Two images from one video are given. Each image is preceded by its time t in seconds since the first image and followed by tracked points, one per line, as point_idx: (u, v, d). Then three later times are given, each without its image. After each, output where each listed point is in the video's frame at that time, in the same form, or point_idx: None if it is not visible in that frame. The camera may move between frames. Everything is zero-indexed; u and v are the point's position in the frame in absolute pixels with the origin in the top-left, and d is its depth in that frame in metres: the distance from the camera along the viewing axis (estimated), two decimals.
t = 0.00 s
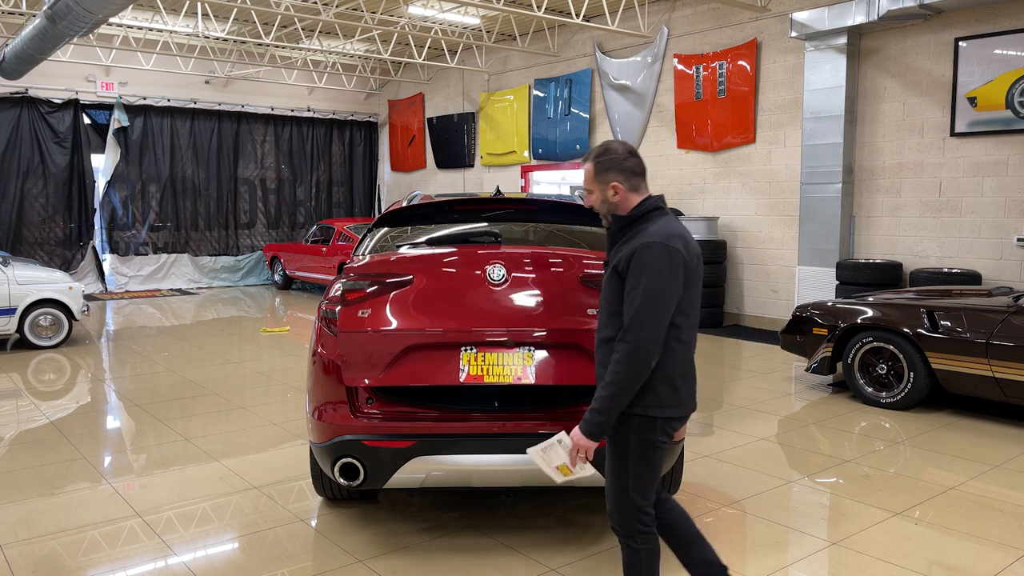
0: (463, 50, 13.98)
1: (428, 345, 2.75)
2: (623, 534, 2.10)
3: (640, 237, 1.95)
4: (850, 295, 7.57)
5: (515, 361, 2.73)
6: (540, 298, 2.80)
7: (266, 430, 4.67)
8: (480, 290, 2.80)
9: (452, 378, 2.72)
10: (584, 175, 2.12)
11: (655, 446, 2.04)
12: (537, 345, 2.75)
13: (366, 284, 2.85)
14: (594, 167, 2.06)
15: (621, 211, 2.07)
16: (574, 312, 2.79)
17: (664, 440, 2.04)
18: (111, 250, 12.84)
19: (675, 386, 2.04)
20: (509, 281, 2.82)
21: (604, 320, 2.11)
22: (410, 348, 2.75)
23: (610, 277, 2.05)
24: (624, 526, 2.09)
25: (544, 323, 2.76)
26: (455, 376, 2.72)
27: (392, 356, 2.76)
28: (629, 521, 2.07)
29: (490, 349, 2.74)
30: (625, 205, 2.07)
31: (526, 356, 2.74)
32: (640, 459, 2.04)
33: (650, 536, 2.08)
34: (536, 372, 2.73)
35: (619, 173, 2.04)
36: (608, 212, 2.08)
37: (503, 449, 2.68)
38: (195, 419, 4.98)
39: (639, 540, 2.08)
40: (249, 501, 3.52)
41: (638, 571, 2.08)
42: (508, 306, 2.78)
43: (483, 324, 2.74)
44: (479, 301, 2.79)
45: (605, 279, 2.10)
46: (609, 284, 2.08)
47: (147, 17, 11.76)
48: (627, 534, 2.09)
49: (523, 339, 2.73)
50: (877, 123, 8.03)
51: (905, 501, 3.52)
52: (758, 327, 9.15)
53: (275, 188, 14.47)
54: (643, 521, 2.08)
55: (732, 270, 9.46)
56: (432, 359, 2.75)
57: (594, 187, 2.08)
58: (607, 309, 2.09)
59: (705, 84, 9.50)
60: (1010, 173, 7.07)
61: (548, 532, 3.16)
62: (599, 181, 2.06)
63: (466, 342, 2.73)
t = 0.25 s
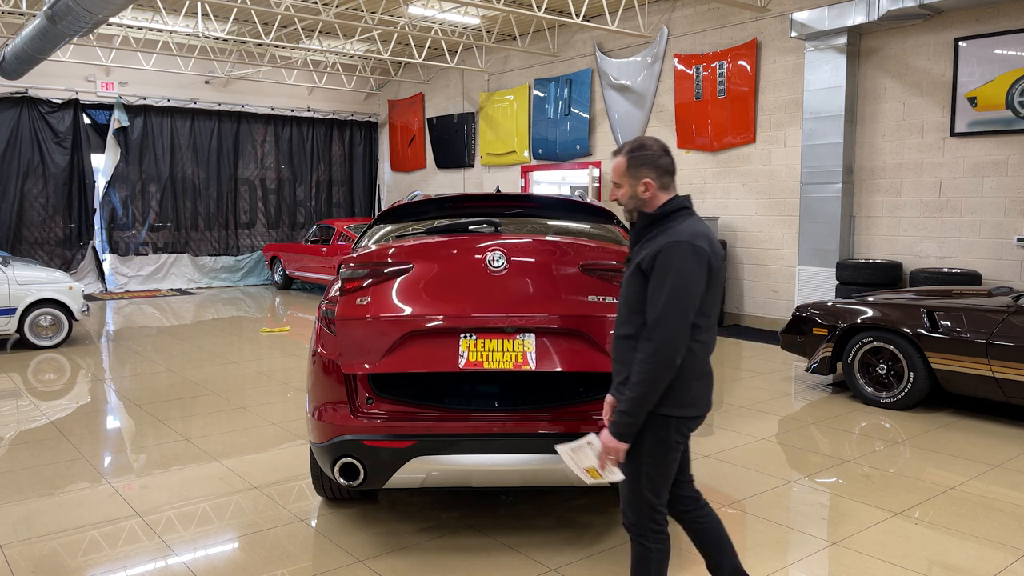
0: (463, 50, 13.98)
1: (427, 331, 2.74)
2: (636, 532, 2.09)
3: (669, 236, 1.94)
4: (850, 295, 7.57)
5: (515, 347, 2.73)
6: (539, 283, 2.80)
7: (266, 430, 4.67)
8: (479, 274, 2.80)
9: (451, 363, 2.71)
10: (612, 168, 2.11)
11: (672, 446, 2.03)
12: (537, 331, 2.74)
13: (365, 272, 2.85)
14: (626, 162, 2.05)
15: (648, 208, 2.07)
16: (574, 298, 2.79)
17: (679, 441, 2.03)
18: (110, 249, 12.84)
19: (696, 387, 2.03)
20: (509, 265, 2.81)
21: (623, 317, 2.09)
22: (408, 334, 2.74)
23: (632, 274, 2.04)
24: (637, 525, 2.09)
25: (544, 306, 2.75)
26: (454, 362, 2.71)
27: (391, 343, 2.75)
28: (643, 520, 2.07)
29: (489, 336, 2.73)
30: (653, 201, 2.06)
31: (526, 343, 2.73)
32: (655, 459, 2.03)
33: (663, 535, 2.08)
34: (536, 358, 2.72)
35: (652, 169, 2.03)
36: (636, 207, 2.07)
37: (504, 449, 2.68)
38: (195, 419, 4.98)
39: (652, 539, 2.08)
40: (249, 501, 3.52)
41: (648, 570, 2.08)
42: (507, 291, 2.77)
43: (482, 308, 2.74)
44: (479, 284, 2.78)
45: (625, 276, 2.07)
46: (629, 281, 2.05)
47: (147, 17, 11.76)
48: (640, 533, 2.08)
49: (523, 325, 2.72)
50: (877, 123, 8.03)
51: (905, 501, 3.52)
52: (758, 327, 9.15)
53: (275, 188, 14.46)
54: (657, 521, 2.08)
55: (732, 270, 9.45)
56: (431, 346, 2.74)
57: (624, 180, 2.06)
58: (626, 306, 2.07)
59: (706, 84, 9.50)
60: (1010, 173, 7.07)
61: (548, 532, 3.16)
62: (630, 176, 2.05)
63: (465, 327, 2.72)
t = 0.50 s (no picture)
0: (463, 50, 13.98)
1: (427, 314, 2.74)
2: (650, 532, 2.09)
3: (713, 236, 1.93)
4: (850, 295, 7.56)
5: (516, 330, 2.74)
6: (539, 268, 2.82)
7: (266, 430, 4.67)
8: (479, 258, 2.83)
9: (452, 346, 2.72)
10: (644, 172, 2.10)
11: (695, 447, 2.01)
12: (538, 316, 2.74)
13: (364, 260, 2.91)
14: (664, 163, 2.04)
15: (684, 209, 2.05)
16: (573, 283, 2.82)
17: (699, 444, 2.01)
18: (111, 249, 12.84)
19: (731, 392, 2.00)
20: (509, 250, 2.84)
21: (664, 321, 2.05)
22: (409, 317, 2.75)
23: (674, 276, 2.01)
24: (651, 524, 2.08)
25: (544, 290, 2.78)
26: (453, 345, 2.72)
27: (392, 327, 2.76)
28: (656, 520, 2.07)
29: (489, 320, 2.74)
30: (688, 202, 2.06)
31: (526, 326, 2.74)
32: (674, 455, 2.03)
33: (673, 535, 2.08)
34: (536, 343, 2.72)
35: (689, 170, 2.04)
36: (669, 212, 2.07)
37: (505, 449, 2.68)
38: (195, 419, 4.97)
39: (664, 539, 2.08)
40: (249, 501, 3.52)
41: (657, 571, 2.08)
42: (507, 276, 2.79)
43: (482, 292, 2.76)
44: (480, 267, 2.81)
45: (664, 279, 2.04)
46: (670, 284, 2.02)
47: (147, 17, 11.77)
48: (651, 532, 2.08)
49: (524, 309, 2.73)
50: (877, 123, 8.03)
51: (905, 501, 3.52)
52: (758, 326, 9.15)
53: (275, 188, 14.46)
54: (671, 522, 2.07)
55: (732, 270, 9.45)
56: (432, 329, 2.74)
57: (660, 182, 2.05)
58: (668, 310, 2.03)
59: (706, 84, 9.50)
60: (1010, 173, 7.07)
61: (549, 532, 3.16)
62: (667, 177, 2.04)
63: (464, 311, 2.72)
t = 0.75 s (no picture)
0: (463, 50, 13.98)
1: (427, 300, 2.73)
2: (675, 534, 2.05)
3: (752, 232, 1.95)
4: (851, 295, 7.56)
5: (515, 316, 2.72)
6: (538, 256, 2.79)
7: (266, 430, 4.67)
8: (478, 246, 2.79)
9: (450, 332, 2.70)
10: (673, 167, 2.10)
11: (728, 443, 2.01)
12: (538, 302, 2.73)
13: (363, 248, 2.89)
14: (701, 155, 2.06)
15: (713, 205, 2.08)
16: (574, 270, 2.79)
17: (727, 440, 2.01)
18: (110, 249, 12.84)
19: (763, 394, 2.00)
20: (509, 237, 2.81)
21: (701, 319, 2.06)
22: (408, 303, 2.73)
23: (711, 273, 2.02)
24: (678, 526, 2.04)
25: (544, 276, 2.75)
26: (452, 331, 2.70)
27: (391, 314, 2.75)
28: (682, 521, 2.03)
29: (489, 306, 2.73)
30: (717, 196, 2.09)
31: (525, 312, 2.72)
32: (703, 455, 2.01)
33: (695, 538, 2.04)
34: (536, 330, 2.71)
35: (721, 161, 2.07)
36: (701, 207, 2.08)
37: (505, 449, 2.68)
38: (195, 420, 4.97)
39: (687, 540, 2.04)
40: (249, 501, 3.52)
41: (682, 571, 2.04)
42: (507, 262, 2.77)
43: (481, 279, 2.73)
44: (480, 255, 2.78)
45: (699, 277, 2.05)
46: (707, 282, 2.03)
47: (147, 17, 11.77)
48: (678, 534, 2.04)
49: (523, 294, 2.71)
50: (877, 123, 8.03)
51: (905, 501, 3.52)
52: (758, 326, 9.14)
53: (275, 188, 14.47)
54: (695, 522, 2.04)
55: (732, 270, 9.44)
56: (431, 316, 2.73)
57: (696, 173, 2.06)
58: (706, 308, 2.04)
59: (706, 84, 9.50)
60: (1010, 173, 7.07)
61: (549, 532, 3.16)
62: (703, 168, 2.06)
63: (462, 297, 2.71)
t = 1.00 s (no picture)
0: (463, 50, 13.98)
1: (427, 284, 2.72)
2: (735, 545, 2.04)
3: (779, 232, 1.96)
4: (851, 295, 7.56)
5: (516, 299, 2.72)
6: (538, 241, 2.77)
7: (266, 430, 4.67)
8: (477, 231, 2.77)
9: (450, 315, 2.70)
10: (719, 147, 2.07)
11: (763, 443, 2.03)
12: (539, 286, 2.72)
13: (362, 236, 2.88)
14: (749, 144, 2.05)
15: (741, 200, 2.07)
16: (573, 254, 2.76)
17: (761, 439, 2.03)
18: (110, 249, 12.84)
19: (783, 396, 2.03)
20: (508, 224, 2.77)
21: (722, 319, 2.06)
22: (409, 287, 2.73)
23: (734, 273, 2.02)
24: (733, 535, 2.05)
25: (544, 260, 2.73)
26: (454, 315, 2.69)
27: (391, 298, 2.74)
28: (740, 529, 2.03)
29: (489, 290, 2.73)
30: (749, 190, 2.07)
31: (526, 295, 2.72)
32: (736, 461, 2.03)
33: (762, 545, 2.02)
34: (537, 313, 2.71)
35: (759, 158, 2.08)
36: (734, 193, 2.04)
37: (506, 449, 2.68)
38: (195, 420, 4.97)
39: (746, 551, 2.02)
40: (249, 501, 3.52)
41: None
42: (507, 247, 2.74)
43: (480, 262, 2.71)
44: (479, 240, 2.75)
45: (724, 275, 2.04)
46: (732, 281, 2.02)
47: (147, 17, 11.77)
48: (735, 544, 2.04)
49: (523, 278, 2.70)
50: (877, 123, 8.03)
51: (905, 501, 3.52)
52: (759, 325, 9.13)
53: (275, 188, 14.46)
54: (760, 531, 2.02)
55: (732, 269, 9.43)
56: (431, 300, 2.72)
57: (741, 159, 2.04)
58: (729, 308, 2.04)
59: (706, 84, 9.50)
60: (1010, 173, 7.06)
61: (549, 532, 3.16)
62: (749, 158, 2.05)
63: (462, 281, 2.70)
